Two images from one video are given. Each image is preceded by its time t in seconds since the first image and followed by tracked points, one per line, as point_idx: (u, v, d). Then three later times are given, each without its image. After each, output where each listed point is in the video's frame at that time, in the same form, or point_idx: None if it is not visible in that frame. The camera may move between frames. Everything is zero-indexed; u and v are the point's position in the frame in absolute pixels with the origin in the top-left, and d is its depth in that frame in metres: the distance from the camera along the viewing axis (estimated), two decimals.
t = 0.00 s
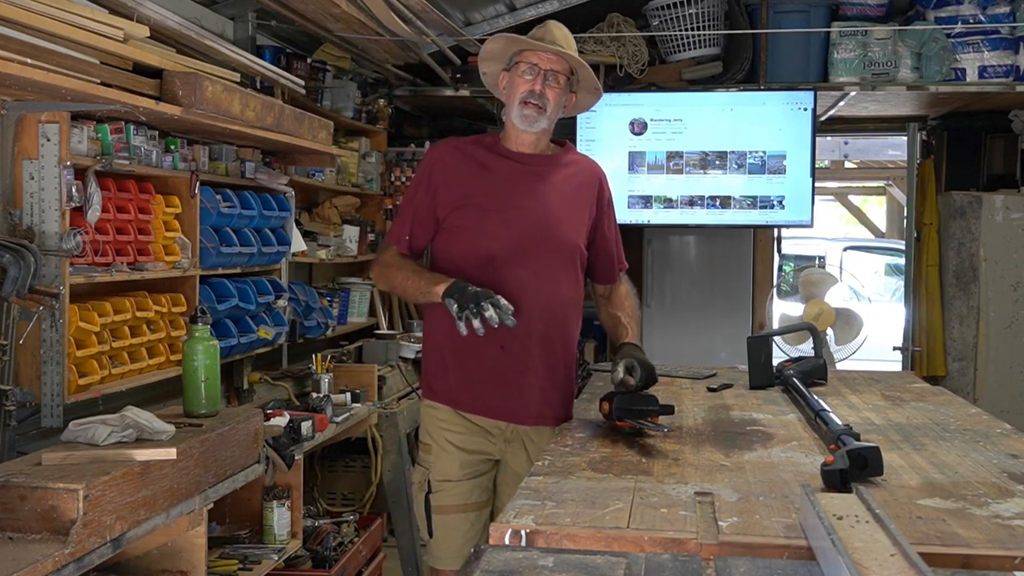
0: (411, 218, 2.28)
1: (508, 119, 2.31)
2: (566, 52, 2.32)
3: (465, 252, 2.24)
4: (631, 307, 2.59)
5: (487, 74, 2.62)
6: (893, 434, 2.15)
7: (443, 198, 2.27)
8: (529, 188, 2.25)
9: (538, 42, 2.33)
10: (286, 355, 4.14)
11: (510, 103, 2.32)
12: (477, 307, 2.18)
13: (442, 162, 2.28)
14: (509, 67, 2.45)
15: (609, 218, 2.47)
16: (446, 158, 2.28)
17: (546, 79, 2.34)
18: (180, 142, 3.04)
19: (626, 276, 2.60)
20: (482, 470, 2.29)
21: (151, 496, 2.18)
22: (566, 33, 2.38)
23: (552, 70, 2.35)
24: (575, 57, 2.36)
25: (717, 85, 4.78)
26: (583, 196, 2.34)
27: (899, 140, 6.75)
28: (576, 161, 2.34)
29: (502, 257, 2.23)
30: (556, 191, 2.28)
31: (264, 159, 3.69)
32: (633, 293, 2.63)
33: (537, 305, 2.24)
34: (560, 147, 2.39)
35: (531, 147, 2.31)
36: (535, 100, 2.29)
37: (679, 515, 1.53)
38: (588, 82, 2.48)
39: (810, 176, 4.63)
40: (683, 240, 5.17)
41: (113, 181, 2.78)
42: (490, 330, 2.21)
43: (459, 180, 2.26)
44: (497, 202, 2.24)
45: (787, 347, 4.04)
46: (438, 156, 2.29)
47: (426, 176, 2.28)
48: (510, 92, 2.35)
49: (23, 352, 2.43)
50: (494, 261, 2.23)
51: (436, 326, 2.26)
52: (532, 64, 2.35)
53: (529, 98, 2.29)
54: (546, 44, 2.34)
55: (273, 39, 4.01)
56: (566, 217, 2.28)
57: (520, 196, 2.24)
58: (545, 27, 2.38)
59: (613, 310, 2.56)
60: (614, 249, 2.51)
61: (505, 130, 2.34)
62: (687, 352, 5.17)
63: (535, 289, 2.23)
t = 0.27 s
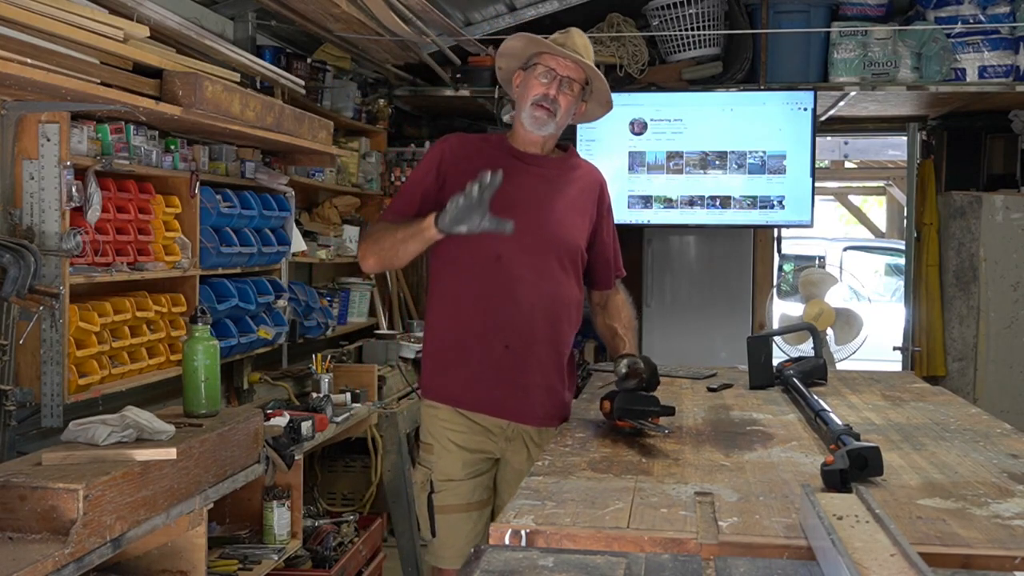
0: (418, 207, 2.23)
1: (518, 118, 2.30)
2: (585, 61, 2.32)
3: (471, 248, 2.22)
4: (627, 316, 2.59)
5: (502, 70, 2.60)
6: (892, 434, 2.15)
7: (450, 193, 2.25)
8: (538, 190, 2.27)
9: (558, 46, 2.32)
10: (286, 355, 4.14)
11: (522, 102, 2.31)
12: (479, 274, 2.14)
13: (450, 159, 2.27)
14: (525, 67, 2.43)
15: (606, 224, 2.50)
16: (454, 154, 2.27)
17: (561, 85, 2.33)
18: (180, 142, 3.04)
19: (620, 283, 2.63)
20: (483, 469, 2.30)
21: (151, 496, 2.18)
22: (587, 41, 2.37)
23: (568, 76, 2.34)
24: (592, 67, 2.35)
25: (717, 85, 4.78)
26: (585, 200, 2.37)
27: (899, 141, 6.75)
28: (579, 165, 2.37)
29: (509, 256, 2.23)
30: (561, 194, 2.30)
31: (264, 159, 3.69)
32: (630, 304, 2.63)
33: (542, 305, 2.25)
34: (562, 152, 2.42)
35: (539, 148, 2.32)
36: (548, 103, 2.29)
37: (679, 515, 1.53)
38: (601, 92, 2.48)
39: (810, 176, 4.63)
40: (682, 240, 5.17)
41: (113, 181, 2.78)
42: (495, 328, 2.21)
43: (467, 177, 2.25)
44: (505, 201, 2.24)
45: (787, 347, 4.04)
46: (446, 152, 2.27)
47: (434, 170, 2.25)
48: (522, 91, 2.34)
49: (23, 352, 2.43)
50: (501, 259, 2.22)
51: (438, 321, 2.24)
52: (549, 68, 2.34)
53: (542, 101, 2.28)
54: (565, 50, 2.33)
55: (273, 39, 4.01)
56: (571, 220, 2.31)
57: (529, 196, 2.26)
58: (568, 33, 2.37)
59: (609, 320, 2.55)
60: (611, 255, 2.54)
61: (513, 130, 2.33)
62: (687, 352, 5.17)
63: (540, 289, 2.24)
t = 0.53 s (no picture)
0: (430, 207, 2.23)
1: (528, 121, 2.30)
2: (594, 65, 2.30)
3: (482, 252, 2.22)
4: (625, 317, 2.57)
5: (510, 70, 2.58)
6: (892, 434, 2.15)
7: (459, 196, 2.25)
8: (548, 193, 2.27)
9: (567, 50, 2.30)
10: (286, 355, 4.14)
11: (532, 105, 2.30)
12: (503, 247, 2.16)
13: (459, 162, 2.26)
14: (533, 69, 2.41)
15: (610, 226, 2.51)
16: (464, 156, 2.27)
17: (570, 88, 2.32)
18: (180, 142, 3.04)
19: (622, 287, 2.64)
20: (489, 468, 2.30)
21: (151, 496, 2.18)
22: (595, 44, 2.36)
23: (577, 80, 2.33)
24: (600, 70, 2.34)
25: (717, 85, 4.78)
26: (592, 203, 2.38)
27: (899, 141, 6.75)
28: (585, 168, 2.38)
29: (520, 258, 2.23)
30: (569, 196, 2.31)
31: (264, 159, 3.68)
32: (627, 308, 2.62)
33: (552, 307, 2.25)
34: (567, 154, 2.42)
35: (546, 150, 2.33)
36: (557, 106, 2.28)
37: (679, 515, 1.53)
38: (608, 93, 2.47)
39: (810, 176, 4.63)
40: (683, 240, 5.17)
41: (113, 181, 2.78)
42: (506, 330, 2.22)
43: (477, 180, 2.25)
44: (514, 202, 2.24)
45: (787, 347, 4.04)
46: (455, 154, 2.27)
47: (443, 172, 2.25)
48: (531, 94, 2.32)
49: (23, 352, 2.43)
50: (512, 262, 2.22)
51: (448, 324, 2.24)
52: (558, 71, 2.31)
53: (551, 104, 2.27)
54: (574, 54, 2.31)
55: (273, 39, 4.01)
56: (579, 222, 2.31)
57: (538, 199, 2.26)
58: (576, 36, 2.35)
59: (606, 319, 2.54)
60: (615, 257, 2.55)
61: (522, 132, 2.33)
62: (688, 352, 5.17)
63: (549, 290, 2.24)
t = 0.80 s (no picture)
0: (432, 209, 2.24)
1: (531, 126, 2.31)
2: (596, 67, 2.30)
3: (482, 253, 2.23)
4: (631, 318, 2.55)
5: (515, 74, 2.59)
6: (893, 434, 2.15)
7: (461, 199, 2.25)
8: (549, 194, 2.27)
9: (569, 53, 2.30)
10: (286, 355, 4.14)
11: (535, 110, 2.31)
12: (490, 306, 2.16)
13: (462, 164, 2.27)
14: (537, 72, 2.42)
15: (613, 226, 2.51)
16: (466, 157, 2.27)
17: (574, 90, 2.32)
18: (180, 142, 3.04)
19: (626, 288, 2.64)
20: (489, 467, 2.30)
21: (151, 496, 2.18)
22: (597, 45, 2.35)
23: (580, 82, 2.33)
24: (604, 71, 2.34)
25: (717, 85, 4.78)
26: (595, 205, 2.37)
27: (899, 140, 6.75)
28: (588, 170, 2.38)
29: (520, 260, 2.23)
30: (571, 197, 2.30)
31: (264, 159, 3.68)
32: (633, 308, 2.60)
33: (552, 309, 2.25)
34: (571, 156, 2.42)
35: (548, 152, 2.32)
36: (560, 110, 2.28)
37: (679, 515, 1.53)
38: (613, 94, 2.47)
39: (810, 176, 4.63)
40: (683, 240, 5.17)
41: (113, 181, 2.78)
42: (506, 331, 2.22)
43: (478, 182, 2.25)
44: (516, 204, 2.24)
45: (787, 347, 4.04)
46: (457, 156, 2.27)
47: (445, 173, 2.25)
48: (535, 98, 2.33)
49: (22, 352, 2.43)
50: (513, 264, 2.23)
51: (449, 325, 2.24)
52: (561, 74, 2.32)
53: (554, 108, 2.28)
54: (576, 56, 2.32)
55: (273, 39, 4.01)
56: (580, 224, 2.31)
57: (539, 201, 2.26)
58: (577, 37, 2.35)
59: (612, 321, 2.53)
60: (618, 259, 2.55)
61: (524, 135, 2.33)
62: (688, 352, 5.17)
63: (549, 293, 2.25)
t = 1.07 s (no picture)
0: (427, 212, 2.26)
1: (523, 125, 2.31)
2: (587, 65, 2.30)
3: (474, 255, 2.23)
4: (628, 316, 2.56)
5: (508, 74, 2.59)
6: (893, 434, 2.15)
7: (454, 202, 2.27)
8: (541, 195, 2.26)
9: (559, 51, 2.31)
10: (286, 355, 4.14)
11: (527, 109, 2.31)
12: (485, 330, 2.19)
13: (455, 166, 2.28)
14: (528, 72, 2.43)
15: (612, 226, 2.49)
16: (460, 159, 2.28)
17: (566, 88, 2.32)
18: (180, 142, 3.04)
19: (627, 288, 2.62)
20: (486, 467, 2.30)
21: (151, 496, 2.18)
22: (588, 43, 2.35)
23: (572, 80, 2.33)
24: (595, 68, 2.34)
25: (717, 85, 4.78)
26: (590, 205, 2.36)
27: (899, 140, 6.75)
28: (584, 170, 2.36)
29: (512, 262, 2.23)
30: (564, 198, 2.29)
31: (264, 159, 3.68)
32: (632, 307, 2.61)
33: (544, 310, 2.24)
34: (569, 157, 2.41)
35: (543, 152, 2.32)
36: (552, 109, 2.29)
37: (679, 515, 1.53)
38: (605, 91, 2.47)
39: (810, 176, 4.63)
40: (683, 240, 5.17)
41: (113, 181, 2.78)
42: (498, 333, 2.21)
43: (471, 184, 2.26)
44: (507, 206, 2.24)
45: (787, 347, 4.04)
46: (451, 158, 2.29)
47: (438, 176, 2.27)
48: (527, 97, 2.34)
49: (22, 352, 2.43)
50: (504, 265, 2.23)
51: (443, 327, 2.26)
52: (552, 72, 2.33)
53: (546, 107, 2.29)
54: (567, 55, 2.32)
55: (273, 39, 4.01)
56: (574, 224, 2.29)
57: (531, 201, 2.25)
58: (568, 36, 2.35)
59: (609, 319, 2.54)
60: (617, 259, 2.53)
61: (518, 135, 2.34)
62: (687, 352, 5.17)
63: (541, 294, 2.24)
